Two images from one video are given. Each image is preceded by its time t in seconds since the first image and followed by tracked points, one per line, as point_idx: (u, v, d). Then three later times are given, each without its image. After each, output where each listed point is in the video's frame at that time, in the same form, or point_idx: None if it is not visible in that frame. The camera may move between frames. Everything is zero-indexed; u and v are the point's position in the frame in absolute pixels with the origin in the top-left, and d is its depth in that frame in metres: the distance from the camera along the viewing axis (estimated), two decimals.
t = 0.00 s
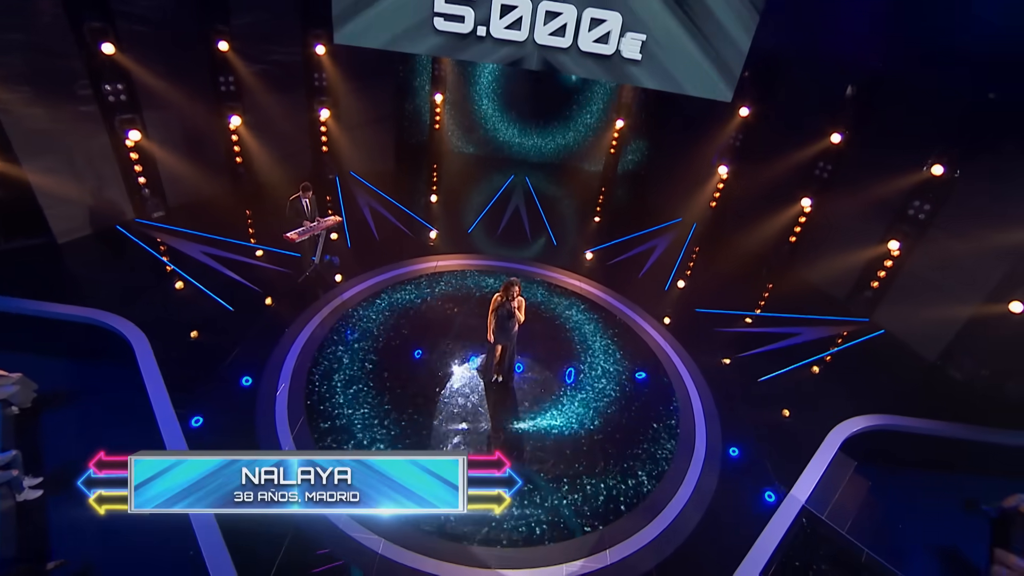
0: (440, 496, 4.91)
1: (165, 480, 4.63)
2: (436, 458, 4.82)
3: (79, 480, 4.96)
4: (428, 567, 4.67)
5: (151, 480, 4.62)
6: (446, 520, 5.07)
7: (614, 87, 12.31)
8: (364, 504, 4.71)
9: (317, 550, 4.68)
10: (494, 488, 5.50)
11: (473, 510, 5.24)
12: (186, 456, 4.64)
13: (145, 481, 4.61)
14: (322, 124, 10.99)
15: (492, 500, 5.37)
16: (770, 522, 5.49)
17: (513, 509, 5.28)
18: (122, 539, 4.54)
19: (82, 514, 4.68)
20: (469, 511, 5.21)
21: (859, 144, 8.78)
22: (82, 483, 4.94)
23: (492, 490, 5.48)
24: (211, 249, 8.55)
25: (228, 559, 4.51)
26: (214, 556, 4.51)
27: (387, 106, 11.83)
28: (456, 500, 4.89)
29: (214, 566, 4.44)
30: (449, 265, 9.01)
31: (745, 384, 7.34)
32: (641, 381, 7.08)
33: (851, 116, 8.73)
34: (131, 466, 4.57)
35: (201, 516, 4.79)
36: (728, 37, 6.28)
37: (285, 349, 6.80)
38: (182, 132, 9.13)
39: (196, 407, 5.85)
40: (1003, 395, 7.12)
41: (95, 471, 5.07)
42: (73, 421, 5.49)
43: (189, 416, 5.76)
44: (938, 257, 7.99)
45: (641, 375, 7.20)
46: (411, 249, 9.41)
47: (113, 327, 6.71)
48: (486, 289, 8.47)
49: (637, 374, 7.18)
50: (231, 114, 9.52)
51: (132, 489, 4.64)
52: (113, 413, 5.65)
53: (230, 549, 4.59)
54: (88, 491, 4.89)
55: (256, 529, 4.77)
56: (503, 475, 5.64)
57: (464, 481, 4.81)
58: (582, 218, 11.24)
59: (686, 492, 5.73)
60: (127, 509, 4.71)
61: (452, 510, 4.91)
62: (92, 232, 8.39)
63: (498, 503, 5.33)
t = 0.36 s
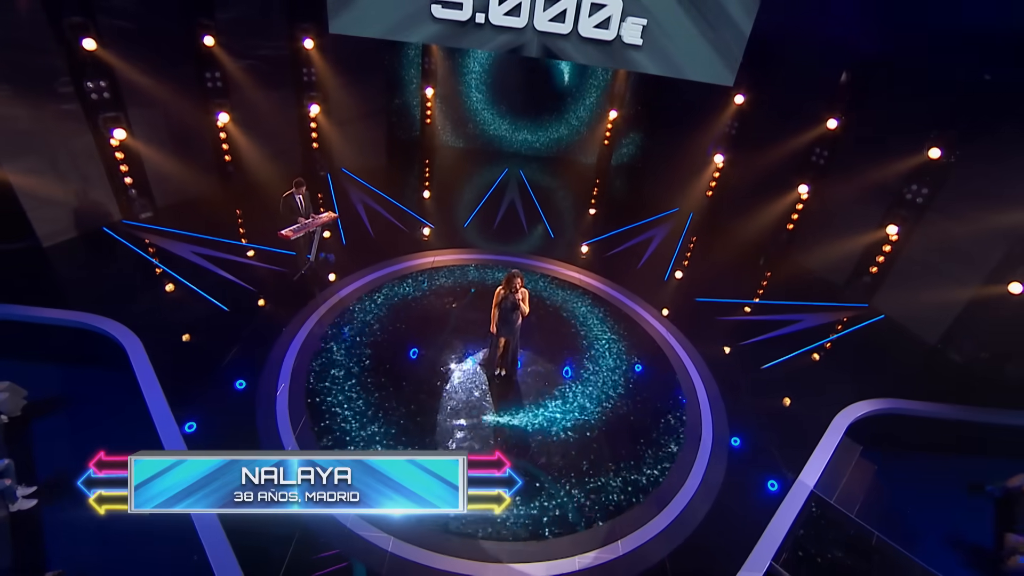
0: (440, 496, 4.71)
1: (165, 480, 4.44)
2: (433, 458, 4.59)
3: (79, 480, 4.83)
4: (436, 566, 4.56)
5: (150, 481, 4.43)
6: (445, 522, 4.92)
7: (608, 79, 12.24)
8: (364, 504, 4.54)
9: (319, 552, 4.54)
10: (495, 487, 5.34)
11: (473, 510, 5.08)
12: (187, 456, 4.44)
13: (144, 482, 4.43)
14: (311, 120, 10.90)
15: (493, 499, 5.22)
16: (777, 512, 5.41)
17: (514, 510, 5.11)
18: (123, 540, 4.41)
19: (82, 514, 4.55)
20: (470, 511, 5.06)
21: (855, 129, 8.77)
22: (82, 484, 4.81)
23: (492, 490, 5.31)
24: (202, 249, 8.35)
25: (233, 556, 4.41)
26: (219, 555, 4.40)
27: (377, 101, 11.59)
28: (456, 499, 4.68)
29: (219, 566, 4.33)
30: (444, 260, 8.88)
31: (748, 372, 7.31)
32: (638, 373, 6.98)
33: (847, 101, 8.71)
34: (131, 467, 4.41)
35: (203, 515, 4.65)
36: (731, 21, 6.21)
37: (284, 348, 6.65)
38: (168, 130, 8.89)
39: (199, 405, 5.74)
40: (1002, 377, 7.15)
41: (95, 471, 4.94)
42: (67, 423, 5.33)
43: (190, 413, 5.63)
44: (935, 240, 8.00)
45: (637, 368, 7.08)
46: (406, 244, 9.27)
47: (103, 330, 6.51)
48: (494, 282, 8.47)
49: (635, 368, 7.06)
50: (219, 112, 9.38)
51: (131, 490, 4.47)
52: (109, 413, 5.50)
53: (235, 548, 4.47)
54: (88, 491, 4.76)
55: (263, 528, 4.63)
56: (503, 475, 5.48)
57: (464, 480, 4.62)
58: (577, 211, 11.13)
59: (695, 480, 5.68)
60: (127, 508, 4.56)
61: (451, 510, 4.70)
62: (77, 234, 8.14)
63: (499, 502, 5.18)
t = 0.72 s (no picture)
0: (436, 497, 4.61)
1: (165, 481, 4.31)
2: (432, 458, 4.50)
3: (78, 480, 4.67)
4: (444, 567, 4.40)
5: (148, 482, 4.31)
6: (449, 523, 4.76)
7: (605, 73, 12.19)
8: (365, 503, 4.45)
9: (323, 555, 4.37)
10: (494, 488, 5.16)
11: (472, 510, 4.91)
12: (187, 456, 4.31)
13: (143, 483, 4.30)
14: (304, 117, 10.63)
15: (492, 500, 5.04)
16: (789, 505, 5.30)
17: (516, 511, 4.93)
18: (124, 541, 4.27)
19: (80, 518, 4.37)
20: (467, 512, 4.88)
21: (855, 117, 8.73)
22: (82, 484, 4.65)
23: (492, 490, 5.13)
24: (196, 249, 8.17)
25: (239, 554, 4.28)
26: (225, 554, 4.26)
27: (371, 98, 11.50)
28: (455, 499, 4.56)
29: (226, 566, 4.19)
30: (440, 257, 8.74)
31: (755, 362, 7.26)
32: (639, 370, 6.84)
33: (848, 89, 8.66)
34: (131, 468, 4.27)
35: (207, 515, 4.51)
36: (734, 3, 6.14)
37: (285, 348, 6.49)
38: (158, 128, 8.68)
39: (199, 402, 5.63)
40: (1008, 362, 7.13)
41: (95, 470, 4.78)
42: (61, 425, 5.15)
43: (192, 413, 5.49)
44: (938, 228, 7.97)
45: (637, 364, 6.93)
46: (405, 241, 9.14)
47: (95, 333, 6.34)
48: (497, 275, 8.39)
49: (635, 364, 6.92)
50: (210, 109, 9.15)
51: (130, 491, 4.34)
52: (105, 416, 5.32)
53: (241, 547, 4.33)
54: (88, 491, 4.60)
55: (270, 528, 4.49)
56: (503, 475, 5.28)
57: (465, 480, 4.49)
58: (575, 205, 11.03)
59: (706, 471, 5.60)
60: (127, 508, 4.43)
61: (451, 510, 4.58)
62: (67, 237, 7.91)
63: (498, 503, 5.00)
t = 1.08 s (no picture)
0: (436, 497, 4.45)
1: (166, 481, 4.18)
2: (432, 457, 4.36)
3: (77, 480, 4.51)
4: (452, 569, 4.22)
5: (148, 483, 4.17)
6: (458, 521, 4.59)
7: (598, 66, 11.92)
8: (365, 502, 4.30)
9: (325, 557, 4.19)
10: (494, 488, 4.98)
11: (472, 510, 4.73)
12: (188, 456, 4.20)
13: (143, 484, 4.16)
14: (294, 114, 10.47)
15: (491, 500, 4.85)
16: (801, 493, 5.20)
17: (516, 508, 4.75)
18: (123, 543, 4.10)
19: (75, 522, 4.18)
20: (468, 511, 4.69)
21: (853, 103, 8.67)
22: (82, 484, 4.50)
23: (491, 489, 4.96)
24: (188, 250, 7.95)
25: (241, 554, 4.11)
26: (229, 556, 4.08)
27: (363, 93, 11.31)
28: (455, 500, 4.41)
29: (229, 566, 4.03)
30: (435, 254, 8.56)
31: (760, 351, 7.18)
32: (638, 366, 6.66)
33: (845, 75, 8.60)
34: (132, 468, 4.14)
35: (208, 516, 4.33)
36: None
37: (282, 348, 6.28)
38: (145, 126, 8.44)
39: (204, 400, 5.47)
40: (1009, 345, 7.10)
41: (95, 470, 4.62)
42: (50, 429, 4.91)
43: (191, 414, 5.27)
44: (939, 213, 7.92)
45: (637, 361, 6.75)
46: (401, 238, 8.97)
47: (83, 336, 6.11)
48: (495, 270, 8.26)
49: (634, 360, 6.75)
50: (197, 107, 8.94)
51: (129, 491, 4.20)
52: (97, 418, 5.09)
53: (244, 547, 4.17)
54: (87, 491, 4.45)
55: (274, 530, 4.30)
56: (502, 475, 5.10)
57: (464, 481, 4.37)
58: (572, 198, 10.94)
59: (716, 462, 5.49)
60: (127, 508, 4.27)
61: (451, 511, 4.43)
62: (50, 241, 7.64)
63: (498, 502, 4.81)
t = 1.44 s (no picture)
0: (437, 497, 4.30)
1: (168, 481, 4.01)
2: (431, 457, 4.20)
3: (77, 480, 4.30)
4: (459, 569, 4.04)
5: (148, 482, 4.00)
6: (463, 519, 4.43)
7: (588, 54, 11.82)
8: (366, 503, 4.14)
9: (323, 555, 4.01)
10: (494, 487, 4.77)
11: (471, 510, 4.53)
12: (189, 455, 4.03)
13: (144, 484, 3.99)
14: (278, 113, 10.07)
15: (492, 500, 4.65)
16: (810, 477, 5.15)
17: (517, 510, 4.55)
18: (118, 546, 3.88)
19: (60, 535, 3.90)
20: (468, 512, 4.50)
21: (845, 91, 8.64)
22: (82, 484, 4.29)
23: (491, 489, 4.75)
24: (173, 253, 7.70)
25: (238, 553, 3.94)
26: (225, 558, 3.89)
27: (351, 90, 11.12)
28: (455, 500, 4.24)
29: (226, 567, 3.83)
30: (425, 251, 8.38)
31: (761, 340, 7.12)
32: (632, 363, 6.49)
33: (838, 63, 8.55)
34: (131, 468, 3.97)
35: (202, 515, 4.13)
36: None
37: (276, 350, 6.07)
38: (124, 126, 8.16)
39: (194, 404, 5.21)
40: (1008, 329, 7.10)
41: (95, 470, 4.41)
42: (29, 439, 4.62)
43: (183, 421, 5.00)
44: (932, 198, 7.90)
45: (632, 356, 6.60)
46: (393, 236, 8.80)
47: (66, 343, 5.81)
48: (489, 265, 8.16)
49: (629, 356, 6.58)
50: (179, 106, 8.53)
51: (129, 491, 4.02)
52: (81, 426, 4.80)
53: (240, 545, 3.99)
54: (88, 491, 4.24)
55: (272, 531, 4.11)
56: (503, 475, 4.90)
57: (465, 480, 4.20)
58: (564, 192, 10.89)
59: (722, 452, 5.38)
60: (127, 508, 4.07)
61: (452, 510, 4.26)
62: (28, 246, 7.38)
63: (499, 502, 4.62)
